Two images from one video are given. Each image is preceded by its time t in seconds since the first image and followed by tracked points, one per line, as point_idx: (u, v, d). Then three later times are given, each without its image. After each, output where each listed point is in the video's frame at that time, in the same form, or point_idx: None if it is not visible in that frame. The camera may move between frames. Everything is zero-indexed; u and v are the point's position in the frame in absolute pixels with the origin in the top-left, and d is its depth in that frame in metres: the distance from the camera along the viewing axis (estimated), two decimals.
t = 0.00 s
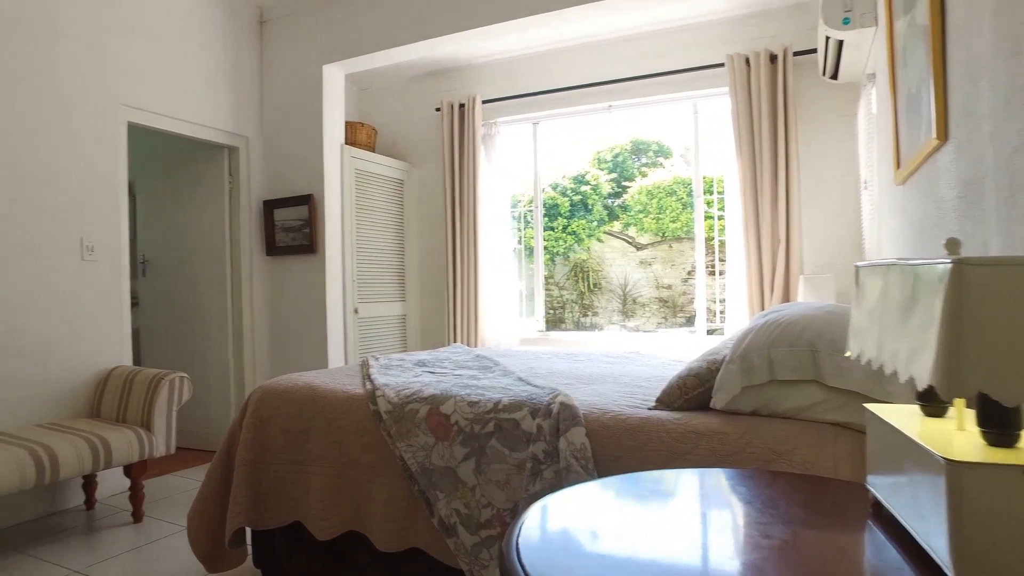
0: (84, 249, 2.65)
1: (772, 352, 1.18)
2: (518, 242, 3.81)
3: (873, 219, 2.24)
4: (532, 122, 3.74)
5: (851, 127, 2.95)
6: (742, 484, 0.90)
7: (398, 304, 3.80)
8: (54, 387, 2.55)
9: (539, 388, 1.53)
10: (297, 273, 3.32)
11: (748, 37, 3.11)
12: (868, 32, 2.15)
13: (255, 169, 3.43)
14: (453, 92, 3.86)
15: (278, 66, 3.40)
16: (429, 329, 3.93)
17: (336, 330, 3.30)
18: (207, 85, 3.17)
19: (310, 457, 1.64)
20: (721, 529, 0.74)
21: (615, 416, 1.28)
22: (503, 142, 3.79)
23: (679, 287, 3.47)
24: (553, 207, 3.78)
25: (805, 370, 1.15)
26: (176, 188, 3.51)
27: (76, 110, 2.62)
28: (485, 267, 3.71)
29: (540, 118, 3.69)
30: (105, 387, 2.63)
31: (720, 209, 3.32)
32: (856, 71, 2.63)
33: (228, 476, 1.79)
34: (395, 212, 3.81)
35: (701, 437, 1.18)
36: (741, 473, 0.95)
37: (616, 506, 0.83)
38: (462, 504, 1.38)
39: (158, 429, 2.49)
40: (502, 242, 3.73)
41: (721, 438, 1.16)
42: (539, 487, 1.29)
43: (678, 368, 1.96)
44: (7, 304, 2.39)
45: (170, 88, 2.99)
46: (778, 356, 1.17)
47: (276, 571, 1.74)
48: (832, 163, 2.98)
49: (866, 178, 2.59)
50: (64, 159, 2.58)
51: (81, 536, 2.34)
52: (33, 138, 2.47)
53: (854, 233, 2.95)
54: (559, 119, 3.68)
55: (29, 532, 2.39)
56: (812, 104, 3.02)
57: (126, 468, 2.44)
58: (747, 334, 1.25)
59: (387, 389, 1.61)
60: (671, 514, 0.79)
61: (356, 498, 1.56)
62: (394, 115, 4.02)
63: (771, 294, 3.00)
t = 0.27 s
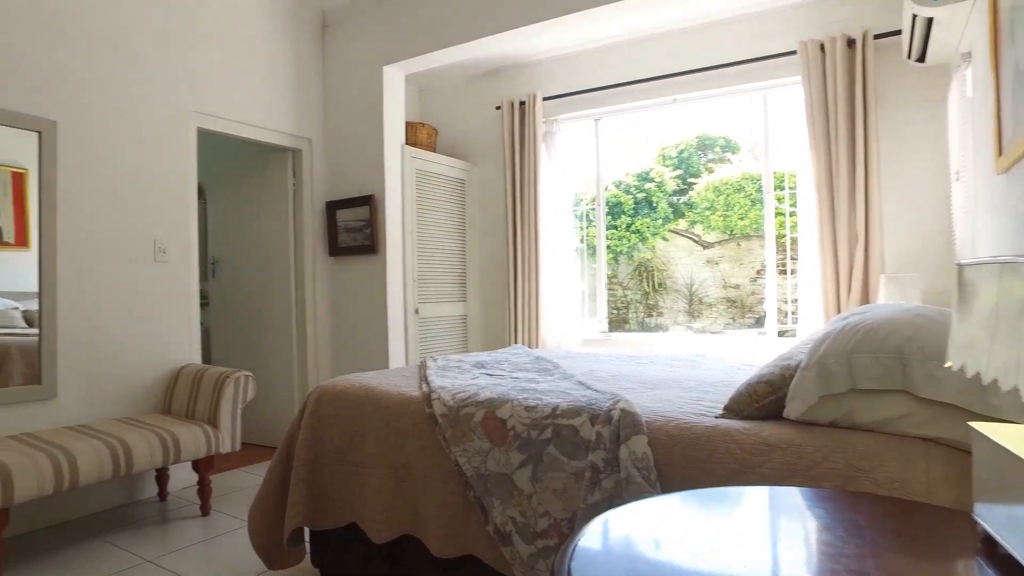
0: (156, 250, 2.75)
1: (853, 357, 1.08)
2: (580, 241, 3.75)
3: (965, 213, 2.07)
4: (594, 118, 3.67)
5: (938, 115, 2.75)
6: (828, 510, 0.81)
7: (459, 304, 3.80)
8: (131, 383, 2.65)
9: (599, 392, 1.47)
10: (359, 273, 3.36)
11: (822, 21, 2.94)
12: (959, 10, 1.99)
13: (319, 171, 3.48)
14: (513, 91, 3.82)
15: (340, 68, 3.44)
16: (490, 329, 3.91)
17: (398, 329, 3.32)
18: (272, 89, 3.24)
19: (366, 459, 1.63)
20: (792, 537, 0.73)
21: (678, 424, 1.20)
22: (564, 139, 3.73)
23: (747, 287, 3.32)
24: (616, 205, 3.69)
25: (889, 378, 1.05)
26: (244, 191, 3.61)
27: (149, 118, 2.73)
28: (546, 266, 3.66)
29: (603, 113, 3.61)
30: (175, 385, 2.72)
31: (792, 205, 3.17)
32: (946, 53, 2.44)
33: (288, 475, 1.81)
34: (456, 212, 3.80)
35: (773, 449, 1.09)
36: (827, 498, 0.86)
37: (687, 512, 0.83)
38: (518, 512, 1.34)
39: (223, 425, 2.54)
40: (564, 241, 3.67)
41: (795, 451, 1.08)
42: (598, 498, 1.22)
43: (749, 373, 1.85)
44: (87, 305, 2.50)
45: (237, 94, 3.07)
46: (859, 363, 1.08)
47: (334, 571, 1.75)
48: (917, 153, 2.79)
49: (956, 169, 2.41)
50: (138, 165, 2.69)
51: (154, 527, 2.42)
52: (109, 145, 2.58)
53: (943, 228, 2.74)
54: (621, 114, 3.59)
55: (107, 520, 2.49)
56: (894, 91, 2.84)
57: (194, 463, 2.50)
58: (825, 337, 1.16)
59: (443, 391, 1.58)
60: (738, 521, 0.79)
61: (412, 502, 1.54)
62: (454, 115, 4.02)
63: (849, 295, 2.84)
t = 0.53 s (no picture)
0: (223, 251, 2.83)
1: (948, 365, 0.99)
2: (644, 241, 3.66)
3: None
4: (657, 113, 3.58)
5: None
6: (935, 541, 0.72)
7: (519, 304, 3.77)
8: (201, 380, 2.73)
9: (665, 397, 1.40)
10: (420, 273, 3.38)
11: (903, 3, 2.77)
12: None
13: (380, 171, 3.52)
14: (573, 87, 3.77)
15: (399, 69, 3.47)
16: (550, 330, 3.87)
17: (458, 329, 3.31)
18: (335, 91, 3.29)
19: (424, 461, 1.61)
20: (868, 545, 0.71)
21: (749, 433, 1.13)
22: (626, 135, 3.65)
23: (819, 287, 3.17)
24: (680, 203, 3.59)
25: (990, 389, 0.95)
26: (308, 193, 3.68)
27: (217, 123, 2.82)
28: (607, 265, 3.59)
29: (666, 108, 3.51)
30: (241, 383, 2.79)
31: (870, 200, 3.00)
32: None
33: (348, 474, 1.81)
34: (517, 211, 3.78)
35: (856, 463, 1.01)
36: (933, 527, 0.76)
37: (756, 521, 0.80)
38: (579, 520, 1.29)
39: (286, 423, 2.59)
40: (626, 240, 3.60)
41: (882, 466, 0.99)
42: (664, 509, 1.16)
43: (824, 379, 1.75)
44: (159, 303, 2.60)
45: (300, 97, 3.14)
46: (957, 372, 0.97)
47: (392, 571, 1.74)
48: (1010, 142, 2.59)
49: None
50: (206, 168, 2.78)
51: (221, 520, 2.49)
52: (179, 150, 2.68)
53: None
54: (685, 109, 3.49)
55: (177, 511, 2.57)
56: (985, 76, 2.64)
57: (259, 459, 2.56)
58: (915, 343, 1.07)
59: (502, 394, 1.55)
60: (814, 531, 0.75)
61: (470, 506, 1.51)
62: (514, 114, 4.00)
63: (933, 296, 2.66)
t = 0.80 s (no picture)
0: (281, 249, 2.88)
1: None
2: (705, 238, 3.55)
3: None
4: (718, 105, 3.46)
5: None
6: None
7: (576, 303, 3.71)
8: (259, 375, 2.79)
9: (733, 399, 1.32)
10: (475, 271, 3.35)
11: None
12: None
13: (436, 169, 3.51)
14: (631, 81, 3.69)
15: (454, 67, 3.45)
16: (607, 329, 3.79)
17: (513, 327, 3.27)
18: (390, 89, 3.30)
19: (479, 461, 1.58)
20: (951, 558, 0.67)
21: (830, 439, 1.05)
22: (685, 128, 3.55)
23: (889, 286, 3.00)
24: (742, 199, 3.46)
25: None
26: (365, 191, 3.71)
27: (276, 123, 2.87)
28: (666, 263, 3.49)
29: (728, 100, 3.39)
30: (298, 380, 2.83)
31: (951, 193, 2.81)
32: None
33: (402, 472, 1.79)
34: (573, 208, 3.71)
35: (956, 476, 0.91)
36: None
37: (825, 537, 0.75)
38: (641, 527, 1.23)
39: (341, 419, 2.60)
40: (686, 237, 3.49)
41: (988, 480, 0.89)
42: (734, 518, 1.09)
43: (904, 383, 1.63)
44: (220, 300, 2.66)
45: (357, 96, 3.16)
46: None
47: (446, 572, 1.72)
48: None
49: None
50: (265, 168, 2.83)
51: (278, 515, 2.52)
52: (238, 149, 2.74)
53: None
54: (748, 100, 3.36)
55: (235, 504, 2.63)
56: None
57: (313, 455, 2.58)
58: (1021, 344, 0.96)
59: (560, 393, 1.50)
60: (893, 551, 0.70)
61: (526, 508, 1.46)
62: (570, 110, 3.94)
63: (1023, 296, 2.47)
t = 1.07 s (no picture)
0: (320, 248, 2.88)
1: None
2: (752, 236, 3.43)
3: None
4: (766, 97, 3.34)
5: None
6: None
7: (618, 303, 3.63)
8: (299, 374, 2.80)
9: (790, 404, 1.24)
10: (515, 270, 3.31)
11: None
12: None
13: (476, 167, 3.47)
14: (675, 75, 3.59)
15: (494, 63, 3.41)
16: (650, 329, 3.70)
17: (553, 327, 3.21)
18: (430, 87, 3.27)
19: (519, 465, 1.53)
20: None
21: (901, 452, 0.96)
22: (731, 122, 3.44)
23: (947, 285, 2.83)
24: (790, 196, 3.33)
25: None
26: (405, 190, 3.70)
27: (316, 122, 2.87)
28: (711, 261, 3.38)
29: (777, 92, 3.27)
30: (336, 380, 2.83)
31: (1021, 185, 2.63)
32: None
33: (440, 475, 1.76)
34: (616, 206, 3.64)
35: None
36: None
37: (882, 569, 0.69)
38: (690, 540, 1.16)
39: (380, 420, 2.58)
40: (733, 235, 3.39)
41: None
42: (793, 535, 1.01)
43: (973, 389, 1.52)
44: (260, 299, 2.68)
45: (397, 94, 3.14)
46: None
47: None
48: None
49: None
50: (304, 167, 2.83)
51: (316, 515, 2.51)
52: (279, 148, 2.75)
53: None
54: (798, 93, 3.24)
55: (274, 503, 2.63)
56: None
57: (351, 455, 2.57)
58: None
59: (605, 397, 1.44)
60: None
61: (568, 516, 1.40)
62: (612, 105, 3.87)
63: None
